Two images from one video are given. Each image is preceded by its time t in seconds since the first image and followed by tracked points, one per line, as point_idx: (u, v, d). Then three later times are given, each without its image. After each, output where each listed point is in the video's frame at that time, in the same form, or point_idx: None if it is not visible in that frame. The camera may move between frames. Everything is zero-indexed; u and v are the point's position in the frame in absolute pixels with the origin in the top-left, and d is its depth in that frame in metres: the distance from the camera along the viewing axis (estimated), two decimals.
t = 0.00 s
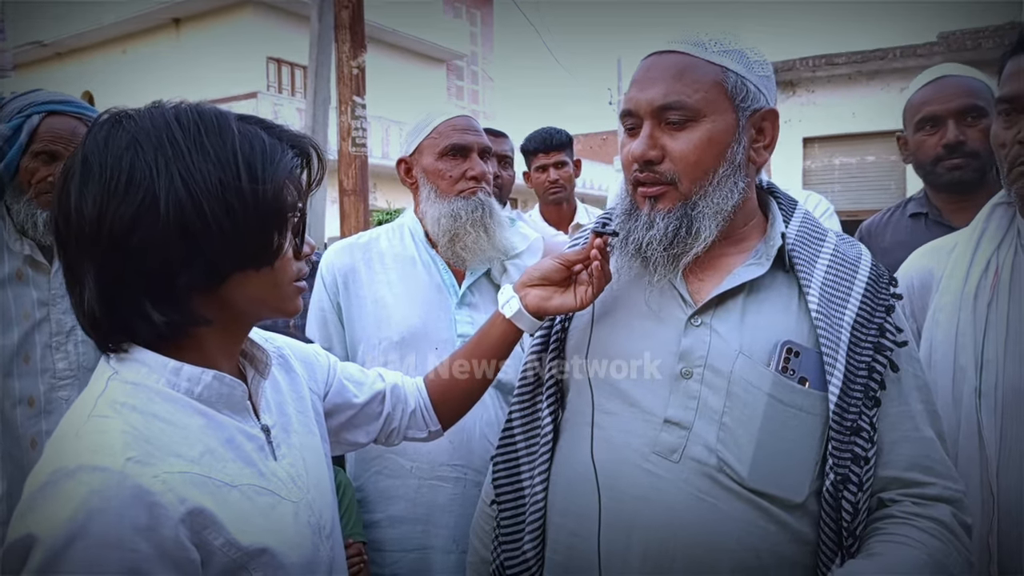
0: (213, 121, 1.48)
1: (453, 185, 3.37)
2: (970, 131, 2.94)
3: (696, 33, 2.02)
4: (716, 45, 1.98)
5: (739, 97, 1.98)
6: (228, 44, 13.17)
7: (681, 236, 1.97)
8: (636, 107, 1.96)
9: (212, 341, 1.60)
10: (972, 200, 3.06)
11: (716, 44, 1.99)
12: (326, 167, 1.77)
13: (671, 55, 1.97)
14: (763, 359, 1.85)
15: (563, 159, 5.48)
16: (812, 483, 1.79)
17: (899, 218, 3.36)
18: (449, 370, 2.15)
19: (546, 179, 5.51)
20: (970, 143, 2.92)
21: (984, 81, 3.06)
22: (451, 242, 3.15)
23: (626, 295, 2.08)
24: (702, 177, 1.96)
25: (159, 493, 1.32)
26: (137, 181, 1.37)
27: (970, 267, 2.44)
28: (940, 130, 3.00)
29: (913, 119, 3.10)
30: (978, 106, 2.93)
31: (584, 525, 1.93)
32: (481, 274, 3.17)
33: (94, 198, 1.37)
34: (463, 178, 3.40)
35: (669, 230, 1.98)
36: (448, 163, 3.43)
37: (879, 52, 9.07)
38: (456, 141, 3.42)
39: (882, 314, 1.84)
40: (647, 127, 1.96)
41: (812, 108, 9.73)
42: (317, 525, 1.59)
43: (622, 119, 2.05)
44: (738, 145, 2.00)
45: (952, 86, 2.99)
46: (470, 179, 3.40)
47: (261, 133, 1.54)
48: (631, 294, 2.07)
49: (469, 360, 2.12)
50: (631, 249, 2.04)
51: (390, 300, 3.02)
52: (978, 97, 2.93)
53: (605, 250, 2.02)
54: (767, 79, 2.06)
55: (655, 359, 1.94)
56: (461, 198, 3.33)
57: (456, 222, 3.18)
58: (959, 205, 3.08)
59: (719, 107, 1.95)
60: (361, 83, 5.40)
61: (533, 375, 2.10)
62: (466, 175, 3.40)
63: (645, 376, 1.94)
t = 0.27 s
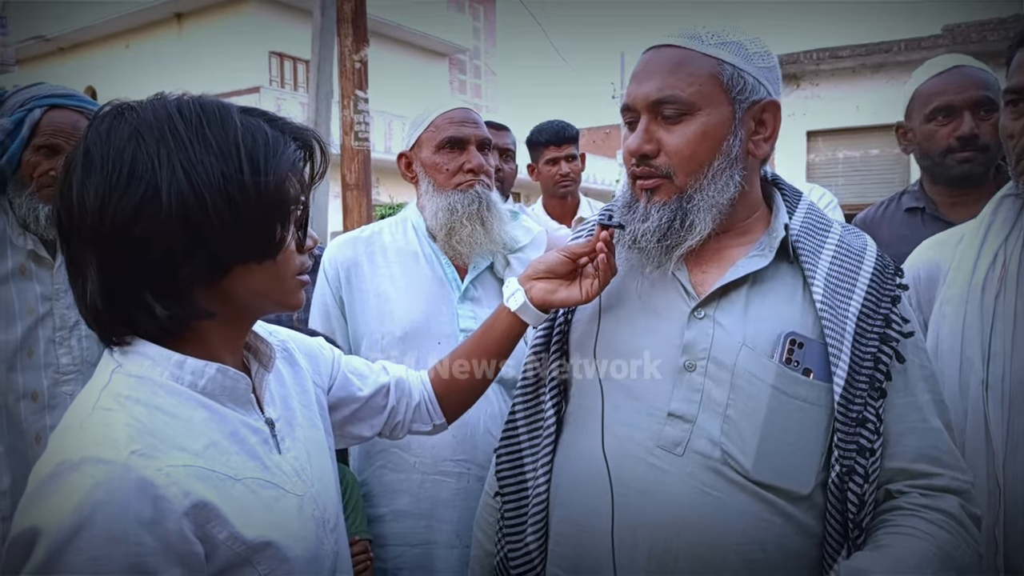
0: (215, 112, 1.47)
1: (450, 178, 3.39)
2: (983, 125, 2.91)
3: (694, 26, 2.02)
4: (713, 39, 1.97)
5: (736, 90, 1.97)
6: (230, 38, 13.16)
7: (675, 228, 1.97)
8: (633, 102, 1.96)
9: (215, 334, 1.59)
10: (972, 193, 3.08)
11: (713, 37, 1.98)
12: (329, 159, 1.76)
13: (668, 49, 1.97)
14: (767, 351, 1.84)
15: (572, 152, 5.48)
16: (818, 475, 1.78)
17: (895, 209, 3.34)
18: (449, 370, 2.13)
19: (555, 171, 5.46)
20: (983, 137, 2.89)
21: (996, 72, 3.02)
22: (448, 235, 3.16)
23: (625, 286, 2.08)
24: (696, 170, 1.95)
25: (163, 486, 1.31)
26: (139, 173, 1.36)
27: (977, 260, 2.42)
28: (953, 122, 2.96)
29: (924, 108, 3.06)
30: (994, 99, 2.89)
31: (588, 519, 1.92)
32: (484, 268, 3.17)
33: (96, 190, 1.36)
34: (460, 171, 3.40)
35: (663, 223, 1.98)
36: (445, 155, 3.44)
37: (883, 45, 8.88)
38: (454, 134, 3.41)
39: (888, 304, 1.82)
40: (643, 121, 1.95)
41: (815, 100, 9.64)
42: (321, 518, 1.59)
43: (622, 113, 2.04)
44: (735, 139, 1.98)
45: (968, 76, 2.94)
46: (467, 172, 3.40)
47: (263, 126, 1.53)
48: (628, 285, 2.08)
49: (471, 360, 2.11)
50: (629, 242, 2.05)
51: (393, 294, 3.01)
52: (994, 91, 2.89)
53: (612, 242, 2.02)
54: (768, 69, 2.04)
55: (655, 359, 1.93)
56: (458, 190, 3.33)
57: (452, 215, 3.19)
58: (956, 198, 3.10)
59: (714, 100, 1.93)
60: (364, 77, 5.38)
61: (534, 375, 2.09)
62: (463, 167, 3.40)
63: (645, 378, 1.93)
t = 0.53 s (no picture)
0: (224, 109, 1.47)
1: (449, 173, 3.38)
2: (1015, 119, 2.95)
3: (697, 18, 2.01)
4: (716, 30, 1.96)
5: (738, 81, 1.95)
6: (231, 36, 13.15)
7: (675, 220, 1.96)
8: (635, 94, 1.95)
9: (217, 330, 1.59)
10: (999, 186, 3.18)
11: (716, 29, 1.96)
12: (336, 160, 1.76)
13: (670, 41, 1.96)
14: (769, 341, 1.84)
15: (578, 147, 5.52)
16: (821, 465, 1.77)
17: (915, 198, 3.51)
18: (449, 370, 2.13)
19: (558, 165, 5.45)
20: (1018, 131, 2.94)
21: None
22: (448, 230, 3.15)
23: (625, 280, 2.08)
24: (697, 162, 1.94)
25: (165, 482, 1.31)
26: (148, 167, 1.36)
27: (983, 253, 2.42)
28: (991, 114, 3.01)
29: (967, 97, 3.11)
30: None
31: (590, 513, 1.92)
32: (486, 262, 3.17)
33: (105, 185, 1.35)
34: (459, 166, 3.40)
35: (663, 215, 1.96)
36: (443, 150, 3.43)
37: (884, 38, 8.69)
38: (452, 128, 3.40)
39: (891, 294, 1.81)
40: (645, 113, 1.94)
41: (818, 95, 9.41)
42: (325, 514, 1.59)
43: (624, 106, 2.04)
44: (736, 131, 1.97)
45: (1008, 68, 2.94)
46: (466, 166, 3.40)
47: (271, 124, 1.53)
48: (630, 279, 2.07)
49: (470, 360, 2.10)
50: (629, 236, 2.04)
51: (395, 290, 3.01)
52: None
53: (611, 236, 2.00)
54: (771, 61, 2.02)
55: (655, 359, 1.93)
56: (457, 185, 3.33)
57: (451, 210, 3.18)
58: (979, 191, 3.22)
59: (716, 92, 1.92)
60: (365, 74, 5.37)
61: (533, 375, 2.10)
62: (462, 162, 3.40)
63: (645, 379, 1.92)
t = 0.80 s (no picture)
0: (225, 108, 1.47)
1: (446, 172, 3.38)
2: None
3: (697, 17, 2.01)
4: (717, 29, 1.96)
5: (738, 80, 1.95)
6: (230, 36, 13.14)
7: (676, 222, 1.96)
8: (635, 92, 1.96)
9: (218, 329, 1.58)
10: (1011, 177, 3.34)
11: (716, 28, 1.96)
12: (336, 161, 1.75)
13: (671, 39, 1.96)
14: (769, 338, 1.84)
15: (580, 146, 5.52)
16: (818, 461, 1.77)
17: (966, 189, 4.12)
18: (449, 370, 2.13)
19: (558, 163, 5.45)
20: None
21: None
22: (444, 229, 3.15)
23: (623, 279, 2.07)
24: (698, 161, 1.94)
25: (165, 483, 1.31)
26: (148, 167, 1.36)
27: (983, 251, 2.41)
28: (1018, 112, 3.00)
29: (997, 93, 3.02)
30: None
31: (589, 511, 1.92)
32: (484, 261, 3.16)
33: (105, 184, 1.35)
34: (456, 165, 3.40)
35: (664, 218, 1.97)
36: (440, 149, 3.43)
37: (885, 36, 8.52)
38: (449, 127, 3.40)
39: (890, 288, 1.80)
40: (645, 112, 1.95)
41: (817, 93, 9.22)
42: (325, 515, 1.59)
43: (625, 105, 2.04)
44: (736, 129, 1.96)
45: None
46: (463, 165, 3.40)
47: (272, 123, 1.53)
48: (628, 278, 2.07)
49: (471, 359, 2.11)
50: (629, 237, 2.06)
51: (393, 290, 3.01)
52: None
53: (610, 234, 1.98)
54: (773, 61, 2.02)
55: (655, 359, 1.92)
56: (454, 184, 3.33)
57: (449, 210, 3.19)
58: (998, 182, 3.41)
59: (716, 91, 1.92)
60: (364, 73, 5.36)
61: (533, 374, 2.10)
62: (459, 161, 3.40)
63: (645, 377, 1.92)
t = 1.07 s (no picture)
0: (226, 106, 1.47)
1: (441, 171, 3.38)
2: None
3: (696, 17, 2.02)
4: (715, 29, 1.97)
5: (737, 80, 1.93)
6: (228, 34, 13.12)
7: (668, 222, 1.97)
8: (632, 93, 1.95)
9: (218, 323, 1.58)
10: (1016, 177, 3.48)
11: (714, 27, 1.98)
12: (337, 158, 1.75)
13: (667, 40, 1.96)
14: (758, 332, 1.83)
15: (581, 145, 5.52)
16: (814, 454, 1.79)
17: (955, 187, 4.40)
18: (449, 370, 2.14)
19: (558, 162, 5.46)
20: None
21: None
22: (438, 226, 3.16)
23: (618, 276, 2.08)
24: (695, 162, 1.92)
25: (166, 481, 1.31)
26: (149, 164, 1.35)
27: (980, 250, 2.41)
28: None
29: None
30: None
31: (587, 509, 1.92)
32: (482, 260, 3.17)
33: (105, 182, 1.35)
34: (451, 163, 3.39)
35: (657, 214, 1.98)
36: (435, 148, 3.43)
37: (883, 35, 8.47)
38: (444, 126, 3.40)
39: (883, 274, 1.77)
40: (642, 113, 1.93)
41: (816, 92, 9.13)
42: (325, 514, 1.59)
43: (623, 106, 2.04)
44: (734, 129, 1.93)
45: None
46: (457, 164, 3.40)
47: (273, 120, 1.53)
48: (622, 276, 2.08)
49: (471, 359, 2.12)
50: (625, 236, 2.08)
51: (391, 288, 3.00)
52: None
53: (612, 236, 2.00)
54: (771, 59, 2.00)
55: (655, 359, 1.91)
56: (449, 183, 3.32)
57: (443, 208, 3.19)
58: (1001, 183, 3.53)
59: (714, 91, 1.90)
60: (363, 72, 5.36)
61: (533, 373, 2.11)
62: (454, 159, 3.40)
63: (645, 376, 1.92)
